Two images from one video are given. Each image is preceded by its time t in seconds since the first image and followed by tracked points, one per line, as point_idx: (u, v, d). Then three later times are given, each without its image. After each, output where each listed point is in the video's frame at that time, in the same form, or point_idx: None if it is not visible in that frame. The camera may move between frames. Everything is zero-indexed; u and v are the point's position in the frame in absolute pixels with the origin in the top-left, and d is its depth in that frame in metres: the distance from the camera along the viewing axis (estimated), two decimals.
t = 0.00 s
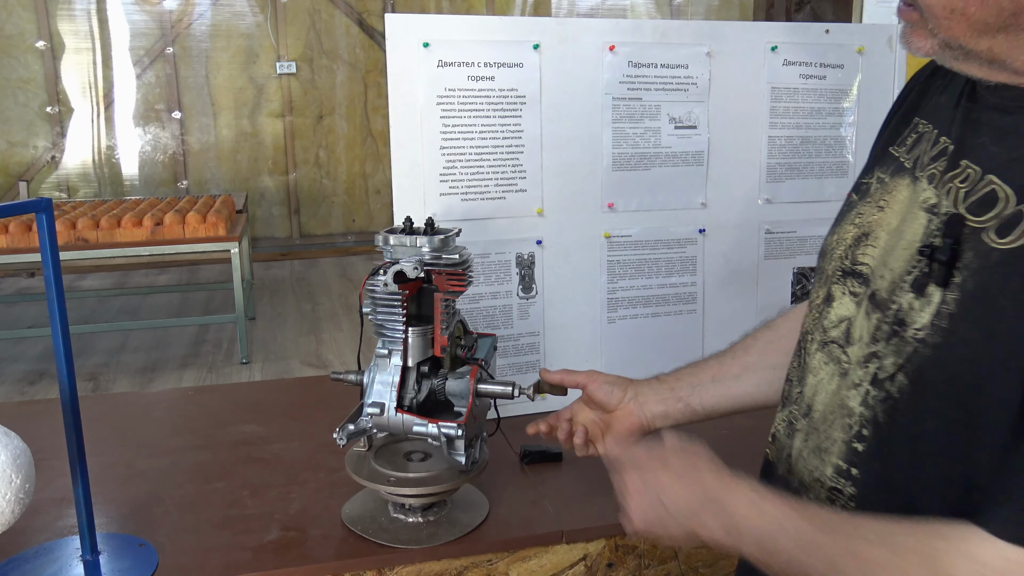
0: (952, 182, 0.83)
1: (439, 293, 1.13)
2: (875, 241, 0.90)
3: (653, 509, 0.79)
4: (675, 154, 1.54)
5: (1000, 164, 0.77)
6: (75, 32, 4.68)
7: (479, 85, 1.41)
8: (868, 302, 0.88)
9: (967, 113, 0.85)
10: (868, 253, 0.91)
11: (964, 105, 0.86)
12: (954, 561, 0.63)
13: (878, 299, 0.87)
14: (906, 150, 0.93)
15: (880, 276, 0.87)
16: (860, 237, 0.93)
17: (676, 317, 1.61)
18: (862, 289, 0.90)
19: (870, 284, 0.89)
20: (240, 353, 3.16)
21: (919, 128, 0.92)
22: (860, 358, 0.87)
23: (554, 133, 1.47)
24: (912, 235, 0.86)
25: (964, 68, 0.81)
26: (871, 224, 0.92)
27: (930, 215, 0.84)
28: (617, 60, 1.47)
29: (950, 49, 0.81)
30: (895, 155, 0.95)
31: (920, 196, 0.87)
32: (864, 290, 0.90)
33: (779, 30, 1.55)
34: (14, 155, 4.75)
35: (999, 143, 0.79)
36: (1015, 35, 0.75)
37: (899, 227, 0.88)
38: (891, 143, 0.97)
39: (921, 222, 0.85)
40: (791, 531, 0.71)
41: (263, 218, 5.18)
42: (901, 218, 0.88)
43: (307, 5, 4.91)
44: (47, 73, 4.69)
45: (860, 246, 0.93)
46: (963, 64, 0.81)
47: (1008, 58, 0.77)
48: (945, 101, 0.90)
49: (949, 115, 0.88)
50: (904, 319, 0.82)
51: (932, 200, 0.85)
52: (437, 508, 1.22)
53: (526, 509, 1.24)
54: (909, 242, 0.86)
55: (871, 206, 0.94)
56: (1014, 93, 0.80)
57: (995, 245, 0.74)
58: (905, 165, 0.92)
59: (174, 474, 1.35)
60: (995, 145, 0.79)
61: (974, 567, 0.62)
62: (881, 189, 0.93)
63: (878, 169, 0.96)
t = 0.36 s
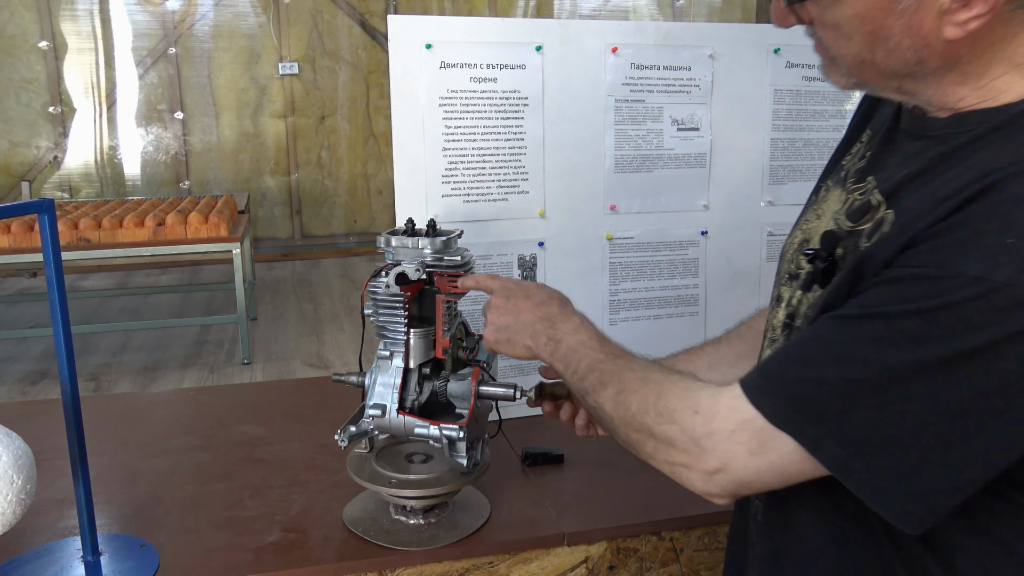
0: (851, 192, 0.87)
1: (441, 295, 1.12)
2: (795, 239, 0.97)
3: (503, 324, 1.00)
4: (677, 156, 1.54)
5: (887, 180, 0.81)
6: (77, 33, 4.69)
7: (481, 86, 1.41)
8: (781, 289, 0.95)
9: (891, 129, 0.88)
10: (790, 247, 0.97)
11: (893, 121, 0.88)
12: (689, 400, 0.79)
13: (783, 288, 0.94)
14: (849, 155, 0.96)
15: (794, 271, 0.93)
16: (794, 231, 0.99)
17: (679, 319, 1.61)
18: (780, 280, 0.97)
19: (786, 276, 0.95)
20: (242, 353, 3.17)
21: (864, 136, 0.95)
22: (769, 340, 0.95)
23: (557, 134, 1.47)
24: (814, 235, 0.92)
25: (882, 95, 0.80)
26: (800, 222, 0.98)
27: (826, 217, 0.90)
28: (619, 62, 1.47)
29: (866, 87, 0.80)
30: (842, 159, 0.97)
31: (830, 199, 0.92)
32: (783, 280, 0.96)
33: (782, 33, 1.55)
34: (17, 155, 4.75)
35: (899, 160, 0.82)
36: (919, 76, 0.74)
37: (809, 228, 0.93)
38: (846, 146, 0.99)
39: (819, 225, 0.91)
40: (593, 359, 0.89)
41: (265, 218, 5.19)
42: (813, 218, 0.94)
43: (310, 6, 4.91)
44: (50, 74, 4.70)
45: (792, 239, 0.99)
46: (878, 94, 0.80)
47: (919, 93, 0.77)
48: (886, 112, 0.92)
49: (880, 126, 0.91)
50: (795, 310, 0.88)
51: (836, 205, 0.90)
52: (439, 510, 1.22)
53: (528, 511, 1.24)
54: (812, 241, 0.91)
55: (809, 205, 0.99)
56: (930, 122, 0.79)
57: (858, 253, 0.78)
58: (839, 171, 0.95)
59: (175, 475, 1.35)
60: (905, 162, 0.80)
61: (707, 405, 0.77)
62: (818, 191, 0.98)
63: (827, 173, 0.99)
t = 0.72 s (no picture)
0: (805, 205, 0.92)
1: (440, 294, 1.12)
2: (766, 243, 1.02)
3: (487, 323, 1.04)
4: (678, 154, 1.54)
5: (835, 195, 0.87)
6: (78, 31, 4.68)
7: (480, 84, 1.40)
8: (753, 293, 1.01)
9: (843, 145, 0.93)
10: (761, 252, 1.03)
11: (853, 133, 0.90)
12: (662, 397, 0.83)
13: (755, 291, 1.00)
14: (811, 164, 1.02)
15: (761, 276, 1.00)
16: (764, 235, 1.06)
17: (680, 317, 1.60)
18: (754, 284, 1.03)
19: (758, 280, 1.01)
20: (242, 352, 3.16)
21: (824, 147, 1.00)
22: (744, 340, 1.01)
23: (557, 132, 1.46)
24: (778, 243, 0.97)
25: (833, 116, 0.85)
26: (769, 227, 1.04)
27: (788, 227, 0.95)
28: (619, 60, 1.47)
29: (809, 110, 0.86)
30: (808, 166, 1.02)
31: (790, 210, 0.98)
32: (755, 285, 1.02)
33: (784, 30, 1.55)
34: (17, 153, 4.75)
35: (849, 176, 0.87)
36: (860, 103, 0.81)
37: (775, 237, 0.99)
38: (813, 155, 1.03)
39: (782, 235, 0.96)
40: (572, 356, 0.93)
41: (265, 217, 5.18)
42: (779, 228, 1.00)
43: (310, 4, 4.90)
44: (50, 72, 4.70)
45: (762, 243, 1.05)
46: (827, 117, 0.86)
47: (863, 115, 0.82)
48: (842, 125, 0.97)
49: (835, 140, 0.96)
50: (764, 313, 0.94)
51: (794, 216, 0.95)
52: (439, 509, 1.22)
53: (528, 510, 1.23)
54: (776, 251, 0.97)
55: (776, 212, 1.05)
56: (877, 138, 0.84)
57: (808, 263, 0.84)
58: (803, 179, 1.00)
59: (175, 475, 1.35)
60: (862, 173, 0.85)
61: (678, 401, 0.81)
62: (784, 199, 1.04)
63: (793, 182, 1.04)
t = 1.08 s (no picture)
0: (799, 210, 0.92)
1: (442, 292, 1.12)
2: (760, 249, 1.02)
3: (482, 328, 1.03)
4: (680, 153, 1.53)
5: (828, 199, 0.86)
6: (79, 29, 4.68)
7: (482, 82, 1.40)
8: (750, 299, 1.01)
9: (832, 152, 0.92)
10: (756, 258, 1.03)
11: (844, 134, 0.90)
12: (663, 402, 0.83)
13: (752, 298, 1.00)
14: (800, 168, 1.01)
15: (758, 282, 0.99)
16: (757, 240, 1.05)
17: (682, 316, 1.60)
18: (750, 290, 1.02)
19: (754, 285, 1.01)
20: (243, 351, 3.16)
21: (812, 151, 0.99)
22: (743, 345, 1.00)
23: (558, 131, 1.46)
24: (773, 249, 0.97)
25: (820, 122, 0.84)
26: (763, 233, 1.03)
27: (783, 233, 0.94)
28: (622, 58, 1.46)
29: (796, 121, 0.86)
30: (798, 171, 1.01)
31: (783, 216, 0.98)
32: (751, 290, 1.02)
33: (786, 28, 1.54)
34: (19, 152, 4.74)
35: (842, 179, 0.87)
36: (847, 112, 0.80)
37: (770, 242, 0.99)
38: (800, 159, 1.03)
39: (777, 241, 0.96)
40: (571, 361, 0.92)
41: (267, 215, 5.18)
42: (773, 233, 0.99)
43: (312, 3, 4.90)
44: (52, 71, 4.70)
45: (756, 249, 1.04)
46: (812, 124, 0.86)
47: (850, 123, 0.82)
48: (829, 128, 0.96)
49: (824, 144, 0.95)
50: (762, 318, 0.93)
51: (788, 221, 0.95)
52: (441, 509, 1.21)
53: (530, 510, 1.23)
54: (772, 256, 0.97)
55: (767, 217, 1.05)
56: (865, 143, 0.84)
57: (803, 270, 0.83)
58: (794, 184, 1.00)
59: (176, 474, 1.34)
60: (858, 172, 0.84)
61: (679, 406, 0.81)
62: (775, 204, 1.03)
63: (783, 187, 1.04)
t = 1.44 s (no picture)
0: (803, 207, 0.92)
1: (445, 291, 1.12)
2: (765, 248, 1.02)
3: (486, 326, 1.03)
4: (684, 152, 1.53)
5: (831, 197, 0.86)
6: (83, 29, 4.68)
7: (486, 82, 1.40)
8: (754, 297, 1.01)
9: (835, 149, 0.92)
10: (760, 257, 1.03)
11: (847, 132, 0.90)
12: (666, 398, 0.82)
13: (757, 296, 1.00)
14: (803, 168, 1.02)
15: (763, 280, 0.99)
16: (761, 239, 1.05)
17: (685, 315, 1.60)
18: (755, 288, 1.02)
19: (758, 283, 1.01)
20: (247, 350, 3.17)
21: (815, 150, 1.00)
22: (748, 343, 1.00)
23: (562, 130, 1.46)
24: (778, 246, 0.97)
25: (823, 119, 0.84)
26: (767, 232, 1.04)
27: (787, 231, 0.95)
28: (625, 57, 1.46)
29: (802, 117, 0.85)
30: (801, 170, 1.01)
31: (786, 214, 0.98)
32: (755, 288, 1.02)
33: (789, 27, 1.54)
34: (23, 152, 4.75)
35: (845, 178, 0.87)
36: (851, 108, 0.80)
37: (774, 240, 0.99)
38: (803, 159, 1.03)
39: (782, 239, 0.96)
40: (573, 359, 0.92)
41: (269, 215, 5.19)
42: (777, 231, 0.99)
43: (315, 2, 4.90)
44: (55, 70, 4.70)
45: (760, 247, 1.04)
46: (817, 121, 0.86)
47: (856, 120, 0.82)
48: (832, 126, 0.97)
49: (828, 140, 0.95)
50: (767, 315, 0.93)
51: (792, 218, 0.95)
52: (443, 507, 1.21)
53: (532, 508, 1.23)
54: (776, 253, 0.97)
55: (771, 217, 1.05)
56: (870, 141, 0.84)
57: (808, 265, 0.83)
58: (798, 183, 1.00)
59: (179, 472, 1.35)
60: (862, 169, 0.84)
61: (682, 402, 0.81)
62: (779, 203, 1.03)
63: (787, 188, 1.04)
